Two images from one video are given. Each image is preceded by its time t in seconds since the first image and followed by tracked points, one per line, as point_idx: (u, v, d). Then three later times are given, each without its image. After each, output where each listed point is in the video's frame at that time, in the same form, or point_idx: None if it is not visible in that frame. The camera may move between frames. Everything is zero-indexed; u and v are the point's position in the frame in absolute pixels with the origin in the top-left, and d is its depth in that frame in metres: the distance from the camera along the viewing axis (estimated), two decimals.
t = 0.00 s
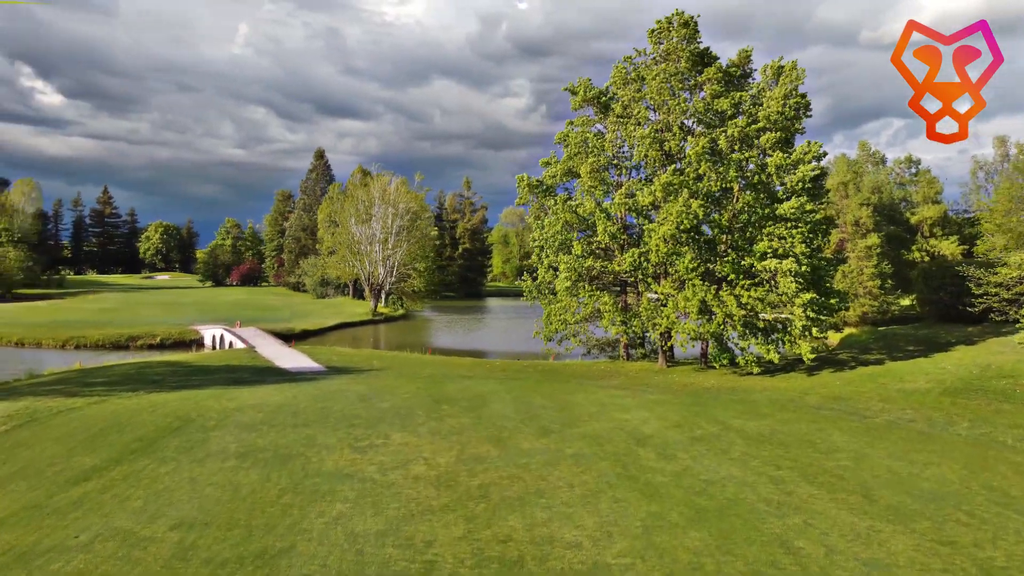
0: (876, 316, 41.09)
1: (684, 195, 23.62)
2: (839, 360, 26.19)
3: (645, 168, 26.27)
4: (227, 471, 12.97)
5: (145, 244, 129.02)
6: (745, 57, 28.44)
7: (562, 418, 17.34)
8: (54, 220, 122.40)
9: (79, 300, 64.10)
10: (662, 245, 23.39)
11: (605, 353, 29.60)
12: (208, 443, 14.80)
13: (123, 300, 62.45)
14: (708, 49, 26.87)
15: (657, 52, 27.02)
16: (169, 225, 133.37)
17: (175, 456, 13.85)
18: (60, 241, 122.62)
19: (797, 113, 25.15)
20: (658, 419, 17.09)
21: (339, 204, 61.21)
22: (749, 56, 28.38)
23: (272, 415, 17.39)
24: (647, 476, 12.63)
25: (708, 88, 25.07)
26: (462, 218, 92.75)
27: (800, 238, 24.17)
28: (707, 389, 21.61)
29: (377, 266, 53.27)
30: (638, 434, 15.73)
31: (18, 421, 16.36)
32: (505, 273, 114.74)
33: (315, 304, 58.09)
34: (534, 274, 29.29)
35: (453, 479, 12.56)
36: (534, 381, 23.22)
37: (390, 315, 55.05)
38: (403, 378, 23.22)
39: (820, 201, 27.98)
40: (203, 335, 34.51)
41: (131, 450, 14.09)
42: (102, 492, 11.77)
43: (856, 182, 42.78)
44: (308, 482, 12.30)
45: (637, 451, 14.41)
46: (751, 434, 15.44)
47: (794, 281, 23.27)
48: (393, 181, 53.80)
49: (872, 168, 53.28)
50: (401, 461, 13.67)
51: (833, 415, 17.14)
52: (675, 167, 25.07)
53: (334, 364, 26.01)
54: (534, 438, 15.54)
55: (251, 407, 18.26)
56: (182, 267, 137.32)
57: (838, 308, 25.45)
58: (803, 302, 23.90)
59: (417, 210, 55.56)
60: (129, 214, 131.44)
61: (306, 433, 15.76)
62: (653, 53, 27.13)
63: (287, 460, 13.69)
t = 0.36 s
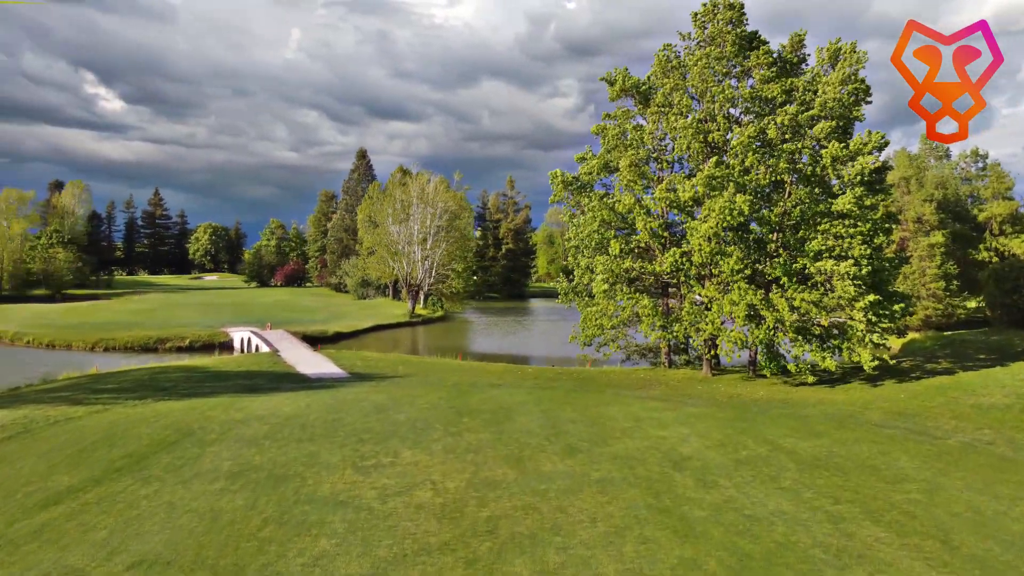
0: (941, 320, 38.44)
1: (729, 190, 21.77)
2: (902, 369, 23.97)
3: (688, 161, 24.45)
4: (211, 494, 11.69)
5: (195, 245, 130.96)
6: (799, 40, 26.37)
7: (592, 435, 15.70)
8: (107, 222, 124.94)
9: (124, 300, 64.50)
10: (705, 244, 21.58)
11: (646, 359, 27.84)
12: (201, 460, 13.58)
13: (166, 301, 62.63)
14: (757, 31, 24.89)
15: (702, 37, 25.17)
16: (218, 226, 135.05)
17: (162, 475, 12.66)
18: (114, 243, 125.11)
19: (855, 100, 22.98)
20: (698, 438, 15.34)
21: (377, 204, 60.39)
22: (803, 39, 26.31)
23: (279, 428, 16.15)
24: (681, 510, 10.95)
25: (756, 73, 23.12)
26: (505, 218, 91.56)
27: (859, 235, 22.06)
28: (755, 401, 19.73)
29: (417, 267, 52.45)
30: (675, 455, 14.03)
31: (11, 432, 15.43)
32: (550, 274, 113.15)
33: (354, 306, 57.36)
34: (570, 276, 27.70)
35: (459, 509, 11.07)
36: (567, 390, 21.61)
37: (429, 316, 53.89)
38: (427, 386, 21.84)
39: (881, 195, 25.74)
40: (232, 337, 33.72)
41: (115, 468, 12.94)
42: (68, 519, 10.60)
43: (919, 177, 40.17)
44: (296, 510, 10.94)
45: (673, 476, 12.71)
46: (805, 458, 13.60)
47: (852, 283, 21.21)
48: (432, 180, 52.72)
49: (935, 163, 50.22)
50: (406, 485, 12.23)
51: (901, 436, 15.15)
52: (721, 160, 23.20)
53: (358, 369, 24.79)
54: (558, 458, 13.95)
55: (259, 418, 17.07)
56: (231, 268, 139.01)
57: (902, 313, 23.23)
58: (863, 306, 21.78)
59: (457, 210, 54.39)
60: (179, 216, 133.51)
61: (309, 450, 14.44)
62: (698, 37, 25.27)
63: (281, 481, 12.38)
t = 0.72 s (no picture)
0: (1007, 324, 35.88)
1: (775, 184, 20.11)
2: (968, 379, 21.92)
3: (730, 154, 22.79)
4: (190, 521, 10.57)
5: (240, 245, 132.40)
6: (852, 23, 24.48)
7: (622, 454, 14.23)
8: (155, 223, 127.07)
9: (165, 300, 64.83)
10: (749, 242, 19.95)
11: (686, 365, 26.22)
12: (190, 478, 12.51)
13: (205, 301, 62.76)
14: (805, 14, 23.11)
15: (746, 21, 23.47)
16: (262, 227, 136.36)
17: (144, 496, 11.61)
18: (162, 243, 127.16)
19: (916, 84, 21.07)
20: (739, 458, 13.77)
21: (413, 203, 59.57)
22: (856, 22, 24.43)
23: (283, 440, 15.05)
24: (717, 550, 9.44)
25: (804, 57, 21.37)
26: (546, 218, 90.16)
27: (919, 232, 20.15)
28: (803, 415, 18.02)
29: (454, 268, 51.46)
30: (713, 479, 12.50)
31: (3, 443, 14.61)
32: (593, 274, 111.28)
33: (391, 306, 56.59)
34: (605, 277, 26.22)
35: (461, 543, 9.75)
36: (598, 400, 20.14)
37: (464, 317, 52.73)
38: (450, 393, 20.60)
39: (942, 190, 23.69)
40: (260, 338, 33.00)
41: (97, 486, 11.95)
42: (27, 549, 9.57)
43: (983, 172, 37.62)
44: (278, 542, 9.73)
45: (709, 506, 11.20)
46: (861, 486, 11.95)
47: (912, 285, 19.34)
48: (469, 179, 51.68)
49: (999, 156, 47.27)
50: (406, 512, 10.95)
51: (973, 459, 13.38)
52: (766, 151, 21.50)
53: (380, 374, 23.68)
54: (580, 480, 12.52)
55: (265, 429, 16.01)
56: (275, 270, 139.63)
57: (967, 317, 21.21)
58: (924, 310, 19.87)
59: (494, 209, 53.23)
60: (225, 217, 135.15)
61: (309, 467, 13.27)
62: (741, 21, 23.57)
63: (271, 505, 11.22)
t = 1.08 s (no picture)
0: None
1: (840, 174, 18.16)
2: None
3: (791, 144, 20.84)
4: (164, 555, 9.36)
5: (297, 246, 133.53)
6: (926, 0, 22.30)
7: (664, 479, 12.60)
8: (216, 225, 129.42)
9: (218, 301, 65.19)
10: (811, 239, 18.04)
11: (742, 375, 24.28)
12: (181, 500, 11.35)
13: (257, 301, 62.86)
14: None
15: None
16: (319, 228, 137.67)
17: (126, 521, 10.48)
18: (222, 244, 129.36)
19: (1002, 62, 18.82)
20: (799, 488, 11.99)
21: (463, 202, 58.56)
22: None
23: (292, 456, 13.84)
24: None
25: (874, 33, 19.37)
26: (601, 216, 88.26)
27: (1008, 226, 17.85)
28: (874, 434, 16.03)
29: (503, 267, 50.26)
30: (768, 514, 10.78)
31: None
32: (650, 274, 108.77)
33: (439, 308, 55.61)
34: (655, 279, 24.48)
35: None
36: (643, 413, 18.46)
37: (513, 319, 51.39)
38: (482, 404, 19.19)
39: None
40: (298, 340, 32.19)
41: (78, 509, 10.88)
42: None
43: None
44: None
45: (764, 549, 9.51)
46: (949, 528, 10.07)
47: (998, 287, 17.13)
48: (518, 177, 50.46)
49: None
50: (410, 549, 9.55)
51: None
52: (831, 140, 19.51)
53: (412, 381, 22.40)
54: (613, 512, 10.93)
55: (277, 442, 14.83)
56: (331, 269, 137.83)
57: None
58: (1014, 315, 17.62)
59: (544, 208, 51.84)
60: (283, 218, 136.85)
61: (313, 489, 11.99)
62: None
63: (259, 537, 9.94)
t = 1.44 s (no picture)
0: None
1: (928, 162, 16.02)
2: None
3: (871, 130, 18.71)
4: None
5: (364, 247, 134.60)
6: None
7: (720, 514, 10.88)
8: (285, 226, 131.52)
9: (281, 301, 65.52)
10: (893, 236, 15.97)
11: (815, 386, 22.15)
12: (173, 526, 10.24)
13: (318, 302, 62.84)
14: None
15: None
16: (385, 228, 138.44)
17: (107, 551, 9.42)
18: (291, 245, 131.41)
19: None
20: (882, 530, 10.13)
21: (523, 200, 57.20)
22: None
23: (308, 475, 12.67)
24: None
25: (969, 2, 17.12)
26: (668, 215, 85.66)
27: None
28: (970, 460, 13.89)
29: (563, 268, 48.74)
30: (844, 564, 9.01)
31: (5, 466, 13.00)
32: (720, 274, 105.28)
33: (499, 310, 54.38)
34: (719, 281, 22.61)
35: None
36: (703, 429, 16.67)
37: (573, 322, 49.79)
38: (526, 416, 17.71)
39: None
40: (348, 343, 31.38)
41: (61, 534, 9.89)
42: None
43: None
44: None
45: None
46: None
47: None
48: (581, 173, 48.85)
49: None
50: None
51: None
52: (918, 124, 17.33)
53: (455, 389, 21.11)
54: (656, 555, 9.33)
55: (296, 458, 13.72)
56: (395, 266, 135.32)
57: None
58: None
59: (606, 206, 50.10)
60: (350, 219, 138.14)
61: (320, 517, 10.72)
62: None
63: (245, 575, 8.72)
